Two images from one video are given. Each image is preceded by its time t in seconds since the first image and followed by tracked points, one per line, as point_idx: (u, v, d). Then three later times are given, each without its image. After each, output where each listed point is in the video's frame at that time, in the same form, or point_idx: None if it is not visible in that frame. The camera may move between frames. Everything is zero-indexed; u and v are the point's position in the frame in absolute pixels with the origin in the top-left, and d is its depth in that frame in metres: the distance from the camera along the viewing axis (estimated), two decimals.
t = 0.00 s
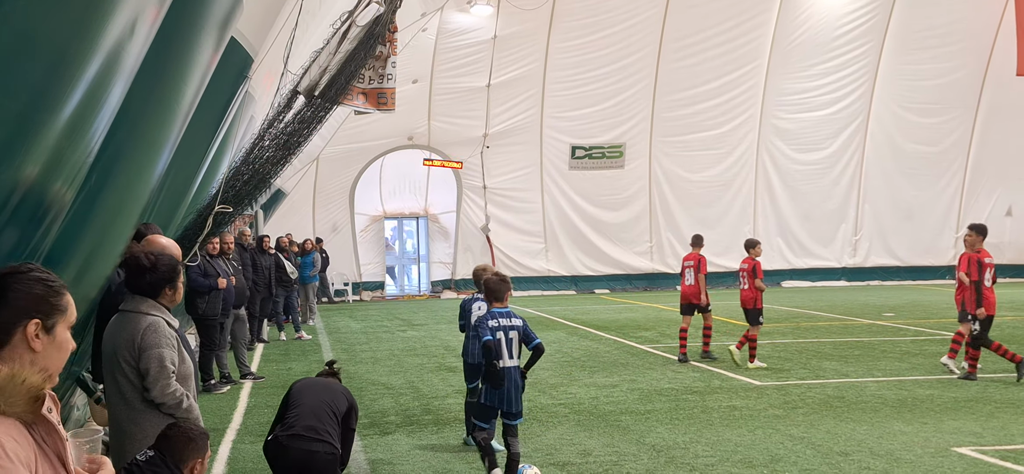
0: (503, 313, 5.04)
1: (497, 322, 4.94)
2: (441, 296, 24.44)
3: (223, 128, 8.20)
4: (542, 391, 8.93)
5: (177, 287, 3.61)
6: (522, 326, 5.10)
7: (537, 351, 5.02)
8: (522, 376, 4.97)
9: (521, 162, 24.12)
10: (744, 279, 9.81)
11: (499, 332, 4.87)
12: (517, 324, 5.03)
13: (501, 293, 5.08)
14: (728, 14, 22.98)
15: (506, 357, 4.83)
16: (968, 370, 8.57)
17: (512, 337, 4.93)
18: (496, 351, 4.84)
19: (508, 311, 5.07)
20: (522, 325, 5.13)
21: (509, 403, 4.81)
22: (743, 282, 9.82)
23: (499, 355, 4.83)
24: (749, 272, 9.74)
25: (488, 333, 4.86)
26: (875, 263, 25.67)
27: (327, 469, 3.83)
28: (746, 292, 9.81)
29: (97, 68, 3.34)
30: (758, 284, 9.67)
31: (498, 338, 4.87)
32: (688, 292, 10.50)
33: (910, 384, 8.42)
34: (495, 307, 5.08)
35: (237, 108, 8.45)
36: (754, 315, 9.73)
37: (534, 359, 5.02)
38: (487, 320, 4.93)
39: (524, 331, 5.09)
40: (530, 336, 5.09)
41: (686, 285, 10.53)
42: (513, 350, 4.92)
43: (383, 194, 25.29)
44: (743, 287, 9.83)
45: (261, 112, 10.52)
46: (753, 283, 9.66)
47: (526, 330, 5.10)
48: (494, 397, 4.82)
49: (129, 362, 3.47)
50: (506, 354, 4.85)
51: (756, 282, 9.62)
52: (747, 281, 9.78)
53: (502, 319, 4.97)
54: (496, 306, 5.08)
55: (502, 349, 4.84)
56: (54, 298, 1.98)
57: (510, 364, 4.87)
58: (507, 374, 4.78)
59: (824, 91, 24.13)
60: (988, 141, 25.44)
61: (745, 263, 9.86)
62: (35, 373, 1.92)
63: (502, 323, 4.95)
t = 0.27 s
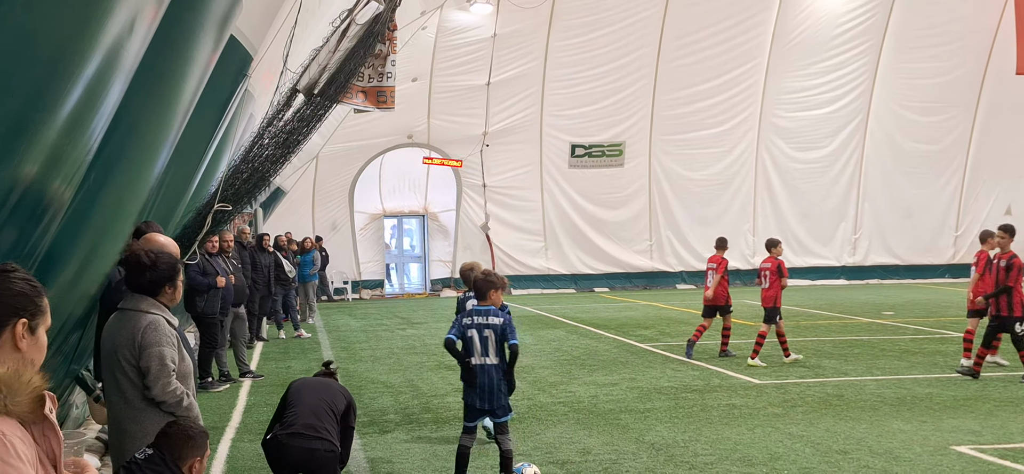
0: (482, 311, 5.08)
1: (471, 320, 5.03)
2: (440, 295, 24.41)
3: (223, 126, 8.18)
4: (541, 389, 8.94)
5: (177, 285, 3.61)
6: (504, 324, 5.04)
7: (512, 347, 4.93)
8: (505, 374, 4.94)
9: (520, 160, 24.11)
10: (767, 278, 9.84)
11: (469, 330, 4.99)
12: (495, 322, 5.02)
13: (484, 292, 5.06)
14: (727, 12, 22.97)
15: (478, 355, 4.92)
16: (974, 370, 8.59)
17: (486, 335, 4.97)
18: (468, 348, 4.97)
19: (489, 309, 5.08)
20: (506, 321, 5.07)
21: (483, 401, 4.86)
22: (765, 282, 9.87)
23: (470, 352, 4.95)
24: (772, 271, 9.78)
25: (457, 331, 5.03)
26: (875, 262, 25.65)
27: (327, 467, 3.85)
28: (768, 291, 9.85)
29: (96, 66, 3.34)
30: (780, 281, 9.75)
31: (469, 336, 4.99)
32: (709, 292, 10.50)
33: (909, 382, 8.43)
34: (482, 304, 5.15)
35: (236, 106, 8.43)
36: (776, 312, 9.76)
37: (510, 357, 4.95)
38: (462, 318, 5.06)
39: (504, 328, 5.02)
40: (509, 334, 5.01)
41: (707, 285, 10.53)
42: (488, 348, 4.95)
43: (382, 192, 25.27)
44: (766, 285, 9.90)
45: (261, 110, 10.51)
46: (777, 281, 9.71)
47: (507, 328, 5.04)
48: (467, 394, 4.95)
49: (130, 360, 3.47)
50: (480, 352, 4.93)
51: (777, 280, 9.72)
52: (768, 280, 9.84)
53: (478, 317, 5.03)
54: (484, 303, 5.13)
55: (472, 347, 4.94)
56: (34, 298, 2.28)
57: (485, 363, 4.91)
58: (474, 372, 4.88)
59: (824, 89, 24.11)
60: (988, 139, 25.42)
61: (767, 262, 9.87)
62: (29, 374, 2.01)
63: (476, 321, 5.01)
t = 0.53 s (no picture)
0: (464, 307, 5.30)
1: (455, 316, 5.30)
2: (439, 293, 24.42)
3: (221, 124, 8.15)
4: (540, 388, 8.94)
5: (176, 284, 3.60)
6: (479, 319, 5.12)
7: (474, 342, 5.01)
8: (473, 369, 5.06)
9: (519, 158, 24.10)
10: (789, 274, 10.00)
11: (449, 326, 5.27)
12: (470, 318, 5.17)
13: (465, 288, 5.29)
14: (726, 11, 22.97)
15: (456, 350, 5.17)
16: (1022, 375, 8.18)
17: (462, 330, 5.17)
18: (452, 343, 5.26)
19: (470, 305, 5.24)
20: (479, 316, 5.15)
21: (455, 394, 5.09)
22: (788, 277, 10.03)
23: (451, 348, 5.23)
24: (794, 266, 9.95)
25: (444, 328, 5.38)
26: (875, 260, 25.64)
27: (326, 464, 3.84)
28: (791, 285, 10.02)
29: (94, 64, 3.32)
30: (802, 277, 9.93)
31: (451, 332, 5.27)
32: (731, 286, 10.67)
33: (908, 381, 8.43)
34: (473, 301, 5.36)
35: (235, 105, 8.41)
36: (801, 307, 9.96)
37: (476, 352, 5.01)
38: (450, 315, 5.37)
39: (477, 323, 5.11)
40: (479, 329, 5.07)
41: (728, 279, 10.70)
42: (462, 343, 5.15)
43: (381, 190, 25.26)
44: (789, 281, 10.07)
45: (260, 108, 10.51)
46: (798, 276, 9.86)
47: (480, 323, 5.10)
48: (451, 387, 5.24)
49: (128, 358, 3.47)
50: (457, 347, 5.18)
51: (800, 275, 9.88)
52: (791, 275, 10.00)
53: (460, 313, 5.25)
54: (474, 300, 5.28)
55: (451, 342, 5.22)
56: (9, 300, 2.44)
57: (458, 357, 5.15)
58: (450, 365, 5.16)
59: (823, 88, 24.10)
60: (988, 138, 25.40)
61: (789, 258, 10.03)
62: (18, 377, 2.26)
63: (457, 317, 5.25)
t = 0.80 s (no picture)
0: (458, 306, 5.34)
1: (451, 315, 5.35)
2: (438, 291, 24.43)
3: (220, 122, 8.14)
4: (539, 386, 8.94)
5: (175, 283, 3.61)
6: (470, 317, 5.17)
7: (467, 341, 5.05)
8: (469, 368, 5.09)
9: (518, 157, 24.12)
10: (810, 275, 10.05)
11: (446, 326, 5.32)
12: (461, 316, 5.21)
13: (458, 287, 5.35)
14: (726, 9, 22.94)
15: (453, 350, 5.21)
16: None
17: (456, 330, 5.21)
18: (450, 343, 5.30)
19: (463, 303, 5.28)
20: (471, 315, 5.19)
21: (454, 395, 5.13)
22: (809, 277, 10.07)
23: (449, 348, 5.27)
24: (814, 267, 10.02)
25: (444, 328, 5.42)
26: (874, 259, 25.64)
27: (325, 463, 3.83)
28: (811, 286, 10.06)
29: (93, 62, 3.32)
30: (824, 279, 9.91)
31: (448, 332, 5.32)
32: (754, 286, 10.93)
33: (907, 379, 8.44)
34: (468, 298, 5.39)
35: (234, 103, 8.40)
36: (821, 308, 9.98)
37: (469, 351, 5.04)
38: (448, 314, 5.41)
39: (468, 322, 5.15)
40: (470, 328, 5.11)
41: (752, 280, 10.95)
42: (457, 343, 5.19)
43: (381, 188, 25.27)
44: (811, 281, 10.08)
45: (259, 106, 10.54)
46: (818, 277, 9.90)
47: (471, 322, 5.15)
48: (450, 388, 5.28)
49: (126, 356, 3.47)
50: (454, 348, 5.22)
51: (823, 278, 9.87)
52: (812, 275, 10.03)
53: (453, 312, 5.29)
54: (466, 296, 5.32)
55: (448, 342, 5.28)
56: None
57: (456, 357, 5.19)
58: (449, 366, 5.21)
59: (823, 86, 24.09)
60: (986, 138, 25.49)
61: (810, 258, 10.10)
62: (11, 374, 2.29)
63: (452, 316, 5.29)
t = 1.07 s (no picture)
0: (459, 305, 5.33)
1: (452, 315, 5.34)
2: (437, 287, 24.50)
3: (219, 120, 8.12)
4: (537, 383, 8.95)
5: (177, 280, 3.60)
6: (471, 316, 5.17)
7: (473, 342, 5.08)
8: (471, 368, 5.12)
9: (517, 155, 24.14)
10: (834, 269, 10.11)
11: (448, 325, 5.32)
12: (463, 316, 5.21)
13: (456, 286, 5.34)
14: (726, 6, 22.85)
15: (456, 350, 5.22)
16: None
17: (458, 330, 5.22)
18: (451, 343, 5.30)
19: (464, 302, 5.27)
20: (470, 314, 5.18)
21: (458, 396, 5.17)
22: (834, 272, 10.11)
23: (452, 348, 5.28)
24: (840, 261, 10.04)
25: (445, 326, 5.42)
26: (873, 256, 25.68)
27: (327, 460, 3.82)
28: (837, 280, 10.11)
29: (93, 59, 3.32)
30: (850, 272, 10.01)
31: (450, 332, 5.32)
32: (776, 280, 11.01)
33: (906, 377, 8.45)
34: (467, 296, 5.38)
35: (233, 100, 8.37)
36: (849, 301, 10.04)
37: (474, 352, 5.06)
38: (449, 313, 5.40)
39: (470, 321, 5.14)
40: (472, 328, 5.12)
41: (775, 273, 11.03)
42: (458, 342, 5.20)
43: (380, 186, 25.32)
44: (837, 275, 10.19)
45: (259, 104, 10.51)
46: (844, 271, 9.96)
47: (472, 321, 5.14)
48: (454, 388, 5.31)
49: (127, 353, 3.47)
50: (455, 347, 5.23)
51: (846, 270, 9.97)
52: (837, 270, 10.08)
53: (454, 311, 5.28)
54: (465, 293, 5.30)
55: (451, 342, 5.28)
56: None
57: (458, 357, 5.20)
58: (453, 366, 5.23)
59: (823, 84, 24.09)
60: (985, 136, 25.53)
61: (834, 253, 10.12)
62: (12, 367, 2.31)
63: (453, 315, 5.28)
